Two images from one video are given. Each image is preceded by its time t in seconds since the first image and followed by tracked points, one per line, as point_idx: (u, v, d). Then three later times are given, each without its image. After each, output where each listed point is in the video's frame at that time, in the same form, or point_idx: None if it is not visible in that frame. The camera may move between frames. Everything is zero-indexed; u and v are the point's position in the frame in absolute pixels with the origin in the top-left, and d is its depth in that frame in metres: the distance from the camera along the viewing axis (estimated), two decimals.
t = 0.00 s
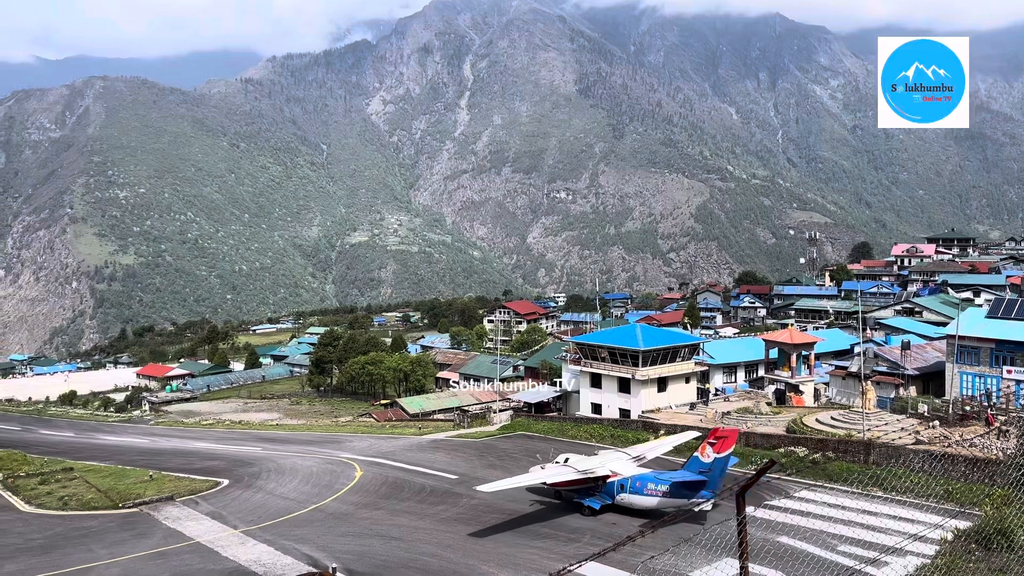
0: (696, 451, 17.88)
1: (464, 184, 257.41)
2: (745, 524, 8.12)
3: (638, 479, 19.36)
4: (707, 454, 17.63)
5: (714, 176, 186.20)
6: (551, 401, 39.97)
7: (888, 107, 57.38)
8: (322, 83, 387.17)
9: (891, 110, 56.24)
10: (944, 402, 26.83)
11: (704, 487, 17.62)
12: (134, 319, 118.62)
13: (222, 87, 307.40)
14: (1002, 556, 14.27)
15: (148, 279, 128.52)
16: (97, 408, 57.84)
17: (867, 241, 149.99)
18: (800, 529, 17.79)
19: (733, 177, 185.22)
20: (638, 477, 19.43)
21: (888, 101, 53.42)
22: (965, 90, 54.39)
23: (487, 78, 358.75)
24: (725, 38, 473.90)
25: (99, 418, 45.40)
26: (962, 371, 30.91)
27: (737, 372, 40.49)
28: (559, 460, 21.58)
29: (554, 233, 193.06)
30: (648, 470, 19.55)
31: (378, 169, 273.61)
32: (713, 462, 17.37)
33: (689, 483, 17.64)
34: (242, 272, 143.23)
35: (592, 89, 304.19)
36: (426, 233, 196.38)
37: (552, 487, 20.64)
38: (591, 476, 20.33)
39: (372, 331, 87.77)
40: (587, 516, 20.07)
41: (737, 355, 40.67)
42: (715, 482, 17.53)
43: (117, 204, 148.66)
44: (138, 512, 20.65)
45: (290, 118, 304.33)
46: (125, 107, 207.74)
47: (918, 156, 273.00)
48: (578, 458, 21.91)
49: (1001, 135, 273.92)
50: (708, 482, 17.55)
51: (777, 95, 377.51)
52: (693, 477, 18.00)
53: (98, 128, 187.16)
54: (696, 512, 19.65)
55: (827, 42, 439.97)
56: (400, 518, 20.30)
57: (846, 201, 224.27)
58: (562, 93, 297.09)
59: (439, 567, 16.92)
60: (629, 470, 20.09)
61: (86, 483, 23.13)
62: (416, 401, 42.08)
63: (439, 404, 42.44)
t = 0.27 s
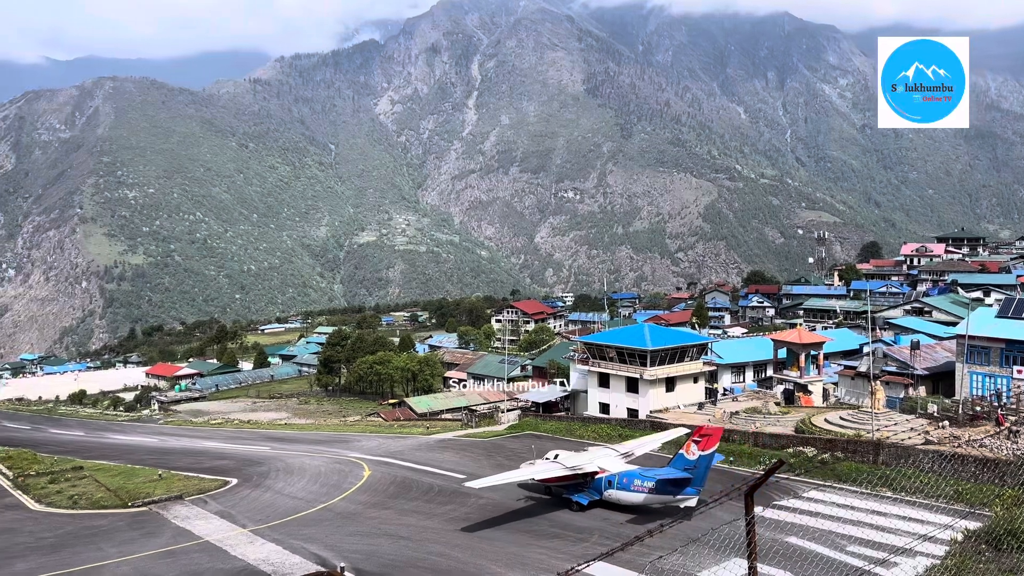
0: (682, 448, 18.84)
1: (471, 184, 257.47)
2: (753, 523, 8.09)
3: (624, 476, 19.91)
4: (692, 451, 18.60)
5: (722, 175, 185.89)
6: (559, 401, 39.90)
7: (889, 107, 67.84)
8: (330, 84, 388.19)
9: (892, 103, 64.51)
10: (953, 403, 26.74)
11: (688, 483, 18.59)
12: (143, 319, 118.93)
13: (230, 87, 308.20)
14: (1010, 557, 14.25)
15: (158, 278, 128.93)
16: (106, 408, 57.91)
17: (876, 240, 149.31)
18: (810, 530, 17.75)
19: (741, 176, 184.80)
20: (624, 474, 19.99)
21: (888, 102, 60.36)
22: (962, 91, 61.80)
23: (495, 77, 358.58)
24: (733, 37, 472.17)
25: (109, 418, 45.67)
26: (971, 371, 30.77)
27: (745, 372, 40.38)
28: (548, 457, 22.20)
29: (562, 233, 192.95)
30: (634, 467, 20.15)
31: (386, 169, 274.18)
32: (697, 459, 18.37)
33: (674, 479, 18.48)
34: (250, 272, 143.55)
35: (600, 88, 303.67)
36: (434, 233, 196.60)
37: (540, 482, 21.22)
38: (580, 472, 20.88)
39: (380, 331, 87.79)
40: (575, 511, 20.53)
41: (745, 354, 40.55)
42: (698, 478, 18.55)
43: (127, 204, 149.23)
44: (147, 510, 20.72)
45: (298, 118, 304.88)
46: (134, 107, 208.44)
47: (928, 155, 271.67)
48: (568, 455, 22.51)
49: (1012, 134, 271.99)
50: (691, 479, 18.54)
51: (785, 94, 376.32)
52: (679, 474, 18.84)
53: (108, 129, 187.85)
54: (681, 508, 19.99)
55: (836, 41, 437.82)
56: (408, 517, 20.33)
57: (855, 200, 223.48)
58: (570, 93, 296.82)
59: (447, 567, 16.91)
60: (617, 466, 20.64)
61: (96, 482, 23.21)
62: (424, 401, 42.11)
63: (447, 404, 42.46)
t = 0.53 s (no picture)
0: (666, 446, 19.56)
1: (481, 184, 257.53)
2: (763, 522, 7.99)
3: (614, 470, 20.48)
4: (677, 448, 19.33)
5: (732, 175, 185.26)
6: (569, 400, 39.75)
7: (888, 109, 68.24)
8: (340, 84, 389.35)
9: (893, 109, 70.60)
10: (965, 404, 26.57)
11: (673, 479, 19.36)
12: (154, 318, 119.31)
13: (241, 88, 309.37)
14: None
15: (169, 278, 129.37)
16: (118, 408, 58.25)
17: (887, 240, 148.48)
18: (821, 531, 17.68)
19: (752, 176, 184.23)
20: (613, 469, 20.58)
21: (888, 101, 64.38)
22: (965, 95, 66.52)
23: (505, 77, 358.00)
24: (743, 36, 470.18)
25: (121, 417, 45.92)
26: (984, 371, 30.54)
27: (755, 372, 40.27)
28: (538, 454, 22.56)
29: (572, 233, 192.77)
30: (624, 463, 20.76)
31: (395, 169, 274.49)
32: (682, 456, 19.11)
33: (659, 475, 19.22)
34: (261, 272, 143.98)
35: (609, 88, 302.87)
36: (443, 232, 196.91)
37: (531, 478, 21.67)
38: (568, 469, 21.32)
39: (390, 330, 87.75)
40: (564, 507, 20.90)
41: (755, 354, 40.43)
42: (682, 475, 19.30)
43: (138, 204, 150.00)
44: (158, 509, 20.80)
45: (308, 118, 305.71)
46: (145, 108, 209.28)
47: (940, 154, 269.93)
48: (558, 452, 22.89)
49: None
50: (676, 475, 19.35)
51: (795, 93, 374.77)
52: (664, 471, 19.57)
53: (119, 129, 188.71)
54: (666, 504, 20.41)
55: (847, 41, 435.53)
56: (417, 517, 20.36)
57: (866, 199, 222.40)
58: (580, 92, 295.97)
59: (457, 567, 16.90)
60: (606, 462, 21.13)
61: (107, 481, 23.30)
62: (433, 401, 42.04)
63: (456, 404, 42.38)
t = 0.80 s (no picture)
0: (650, 442, 20.09)
1: (495, 184, 257.70)
2: (780, 525, 7.82)
3: (598, 465, 21.00)
4: (659, 444, 19.89)
5: (747, 175, 184.14)
6: (583, 401, 39.66)
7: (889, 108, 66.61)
8: (355, 85, 390.89)
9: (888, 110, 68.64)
10: (982, 405, 26.33)
11: (655, 474, 19.93)
12: (170, 319, 119.99)
13: (256, 89, 311.27)
14: None
15: (184, 279, 130.07)
16: (136, 406, 58.86)
17: (903, 240, 147.12)
18: (837, 532, 17.60)
19: (767, 176, 183.26)
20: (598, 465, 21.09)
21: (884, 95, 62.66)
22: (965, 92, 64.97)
23: (519, 77, 357.63)
24: (758, 35, 467.39)
25: (137, 417, 46.21)
26: (1002, 372, 30.22)
27: (771, 372, 39.86)
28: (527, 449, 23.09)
29: (585, 233, 192.45)
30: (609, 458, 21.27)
31: (409, 169, 275.20)
32: (664, 451, 19.68)
33: (643, 470, 19.79)
34: (276, 272, 144.59)
35: (623, 88, 301.80)
36: (457, 233, 197.27)
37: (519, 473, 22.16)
38: (555, 464, 21.83)
39: (404, 330, 87.80)
40: (551, 501, 21.42)
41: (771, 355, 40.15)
42: (665, 469, 19.86)
43: (154, 205, 151.24)
44: (174, 508, 20.93)
45: (323, 119, 307.07)
46: (162, 110, 210.79)
47: (957, 153, 267.21)
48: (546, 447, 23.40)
49: None
50: (657, 470, 19.92)
51: (811, 92, 372.46)
52: (647, 466, 20.15)
53: (136, 131, 190.19)
54: (681, 505, 20.40)
55: (863, 40, 432.28)
56: (432, 517, 20.41)
57: (882, 199, 220.55)
58: (594, 92, 294.86)
59: (471, 566, 16.92)
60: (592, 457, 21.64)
61: (124, 480, 23.47)
62: (447, 401, 42.01)
63: (470, 405, 42.38)
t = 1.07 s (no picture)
0: (638, 439, 20.68)
1: (509, 185, 257.81)
2: (798, 526, 7.65)
3: (586, 462, 21.72)
4: (646, 441, 20.42)
5: (762, 175, 183.37)
6: (597, 401, 39.68)
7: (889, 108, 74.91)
8: (370, 86, 392.79)
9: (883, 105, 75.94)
10: (1002, 406, 26.02)
11: (641, 470, 20.55)
12: (187, 318, 120.62)
13: (271, 90, 313.26)
14: None
15: (201, 279, 130.78)
16: (153, 405, 59.39)
17: (921, 240, 145.69)
18: (854, 534, 17.45)
19: (783, 176, 182.33)
20: (587, 461, 21.80)
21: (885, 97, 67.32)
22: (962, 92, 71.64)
23: (533, 78, 357.76)
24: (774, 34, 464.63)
25: (154, 416, 46.70)
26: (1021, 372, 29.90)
27: (786, 373, 39.76)
28: (522, 446, 23.83)
29: (600, 233, 192.06)
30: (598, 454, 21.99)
31: (423, 170, 276.08)
32: (649, 448, 20.26)
33: (629, 466, 20.45)
34: (292, 273, 145.25)
35: (638, 88, 300.49)
36: (471, 233, 197.78)
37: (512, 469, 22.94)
38: (546, 460, 22.57)
39: (417, 331, 87.87)
40: (542, 496, 21.92)
41: (787, 355, 39.87)
42: (651, 466, 20.49)
43: (171, 206, 152.51)
44: (190, 507, 21.05)
45: (338, 120, 308.55)
46: (178, 111, 212.32)
47: (975, 152, 264.53)
48: (539, 444, 24.24)
49: None
50: (642, 466, 20.53)
51: (826, 92, 370.37)
52: (634, 462, 20.81)
53: (153, 132, 191.89)
54: (695, 505, 20.42)
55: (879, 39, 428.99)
56: (447, 517, 20.42)
57: (899, 199, 218.80)
58: (608, 92, 294.36)
59: (486, 567, 16.92)
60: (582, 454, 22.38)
61: (141, 479, 23.62)
62: (461, 401, 41.98)
63: (484, 405, 42.33)
